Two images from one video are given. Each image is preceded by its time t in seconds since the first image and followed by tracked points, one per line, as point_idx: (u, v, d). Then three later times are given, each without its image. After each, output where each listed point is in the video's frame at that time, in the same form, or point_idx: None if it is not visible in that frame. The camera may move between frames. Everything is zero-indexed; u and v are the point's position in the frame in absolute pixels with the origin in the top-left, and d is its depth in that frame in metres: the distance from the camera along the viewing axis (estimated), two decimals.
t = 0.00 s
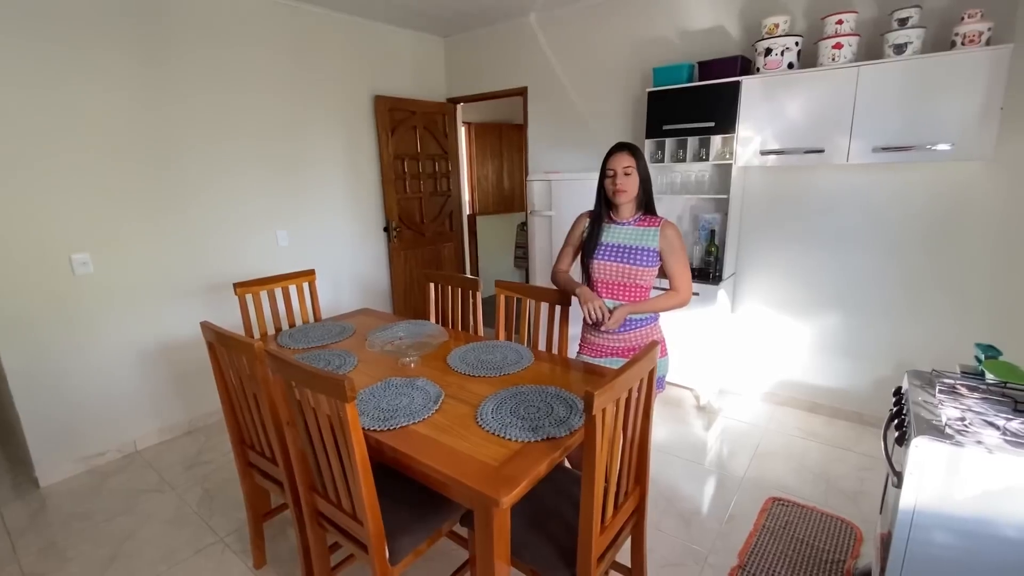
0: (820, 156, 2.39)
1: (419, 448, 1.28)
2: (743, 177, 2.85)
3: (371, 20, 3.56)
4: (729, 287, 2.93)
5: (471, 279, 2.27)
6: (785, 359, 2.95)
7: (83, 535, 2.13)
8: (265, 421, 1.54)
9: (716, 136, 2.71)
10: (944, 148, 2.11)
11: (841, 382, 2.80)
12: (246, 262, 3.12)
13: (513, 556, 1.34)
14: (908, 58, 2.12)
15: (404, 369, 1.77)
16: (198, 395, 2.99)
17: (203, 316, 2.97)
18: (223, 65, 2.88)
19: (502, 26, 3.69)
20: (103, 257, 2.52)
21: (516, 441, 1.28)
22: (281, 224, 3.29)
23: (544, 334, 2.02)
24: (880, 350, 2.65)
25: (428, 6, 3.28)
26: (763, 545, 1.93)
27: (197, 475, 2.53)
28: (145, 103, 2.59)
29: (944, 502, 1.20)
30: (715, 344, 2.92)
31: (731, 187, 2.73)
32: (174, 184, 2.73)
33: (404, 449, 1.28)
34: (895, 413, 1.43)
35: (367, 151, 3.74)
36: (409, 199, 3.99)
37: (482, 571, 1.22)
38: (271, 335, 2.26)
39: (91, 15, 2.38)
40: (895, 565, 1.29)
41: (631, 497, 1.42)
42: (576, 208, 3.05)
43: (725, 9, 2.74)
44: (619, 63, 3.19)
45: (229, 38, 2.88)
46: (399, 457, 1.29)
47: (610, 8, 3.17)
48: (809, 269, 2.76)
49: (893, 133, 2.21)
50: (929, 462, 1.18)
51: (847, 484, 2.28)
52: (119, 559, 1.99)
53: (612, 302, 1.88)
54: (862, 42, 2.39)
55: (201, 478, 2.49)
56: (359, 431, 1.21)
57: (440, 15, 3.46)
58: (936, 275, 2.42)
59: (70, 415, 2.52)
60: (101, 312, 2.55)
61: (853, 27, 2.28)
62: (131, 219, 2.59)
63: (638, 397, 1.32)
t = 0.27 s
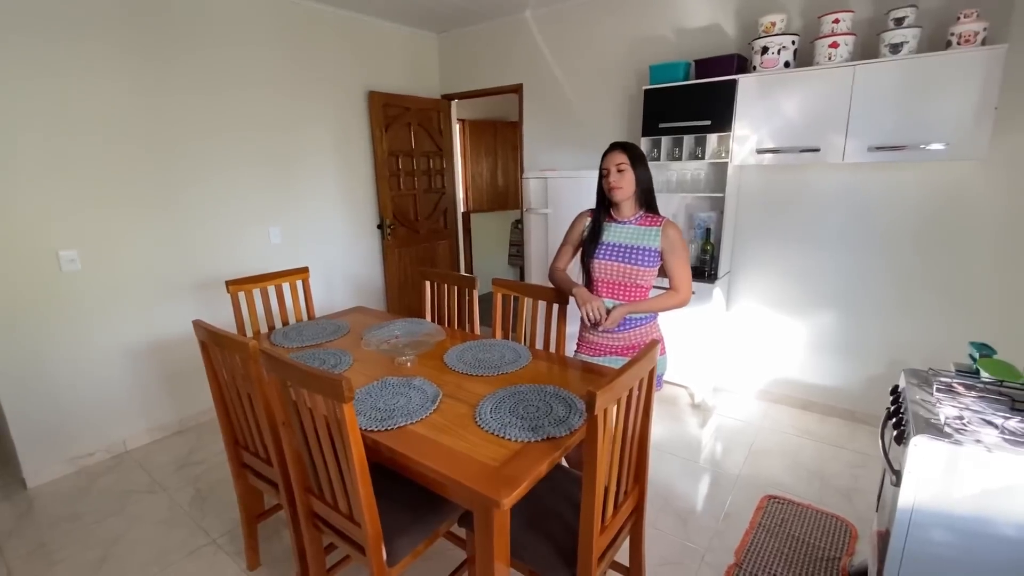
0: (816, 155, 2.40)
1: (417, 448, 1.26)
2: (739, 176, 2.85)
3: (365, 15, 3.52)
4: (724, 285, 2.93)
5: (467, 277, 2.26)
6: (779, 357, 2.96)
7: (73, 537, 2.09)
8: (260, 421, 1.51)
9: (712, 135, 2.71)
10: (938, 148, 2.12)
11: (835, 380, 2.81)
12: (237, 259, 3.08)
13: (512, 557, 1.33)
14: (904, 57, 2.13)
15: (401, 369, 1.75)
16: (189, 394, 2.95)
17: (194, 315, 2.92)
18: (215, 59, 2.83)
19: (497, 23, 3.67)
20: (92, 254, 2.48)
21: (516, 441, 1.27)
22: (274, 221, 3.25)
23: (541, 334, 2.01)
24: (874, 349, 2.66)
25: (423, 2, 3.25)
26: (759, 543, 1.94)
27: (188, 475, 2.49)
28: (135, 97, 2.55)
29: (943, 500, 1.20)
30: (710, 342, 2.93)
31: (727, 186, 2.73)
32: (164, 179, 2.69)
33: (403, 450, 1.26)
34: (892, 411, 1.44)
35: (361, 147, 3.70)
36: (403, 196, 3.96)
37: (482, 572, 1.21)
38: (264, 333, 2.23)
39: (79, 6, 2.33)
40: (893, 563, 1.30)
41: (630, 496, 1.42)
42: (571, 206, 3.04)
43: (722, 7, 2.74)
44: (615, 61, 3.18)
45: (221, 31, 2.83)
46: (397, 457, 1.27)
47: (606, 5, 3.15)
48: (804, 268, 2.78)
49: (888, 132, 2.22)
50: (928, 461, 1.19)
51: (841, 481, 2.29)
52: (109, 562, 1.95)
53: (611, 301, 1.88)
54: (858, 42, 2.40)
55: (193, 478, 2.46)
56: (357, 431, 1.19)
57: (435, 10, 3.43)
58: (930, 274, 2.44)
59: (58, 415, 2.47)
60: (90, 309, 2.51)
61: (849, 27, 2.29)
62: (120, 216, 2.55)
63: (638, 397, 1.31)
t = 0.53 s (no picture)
0: (816, 155, 2.39)
1: (420, 453, 1.24)
2: (738, 176, 2.84)
3: (361, 10, 3.47)
4: (723, 285, 2.92)
5: (467, 277, 2.23)
6: (778, 357, 2.96)
7: (64, 541, 2.04)
8: (257, 424, 1.48)
9: (712, 134, 2.70)
10: (938, 148, 2.13)
11: (833, 380, 2.82)
12: (232, 258, 3.03)
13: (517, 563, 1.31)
14: (906, 58, 2.13)
15: (401, 370, 1.72)
16: (182, 395, 2.90)
17: (188, 314, 2.87)
18: (209, 54, 2.78)
19: (495, 19, 3.63)
20: (82, 252, 2.42)
21: (521, 445, 1.24)
22: (268, 219, 3.20)
23: (542, 335, 1.99)
24: (873, 349, 2.67)
25: None
26: (761, 545, 1.93)
27: (182, 477, 2.45)
28: (126, 92, 2.49)
29: (951, 504, 1.20)
30: (709, 343, 2.92)
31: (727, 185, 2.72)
32: (156, 176, 2.64)
33: (406, 454, 1.23)
34: (898, 414, 1.43)
35: (357, 144, 3.65)
36: (400, 194, 3.92)
37: None
38: (260, 333, 2.19)
39: None
40: (900, 566, 1.29)
41: (635, 500, 1.40)
42: (571, 204, 3.02)
43: (722, 5, 2.72)
44: (614, 59, 3.16)
45: (214, 25, 2.78)
46: (399, 462, 1.24)
47: (605, 3, 3.13)
48: (803, 268, 2.77)
49: (890, 132, 2.22)
50: (938, 465, 1.18)
51: (841, 482, 2.29)
52: (101, 567, 1.91)
53: (616, 302, 1.86)
54: (860, 41, 2.39)
55: (187, 481, 2.42)
56: (359, 437, 1.16)
57: (432, 6, 3.39)
58: (929, 274, 2.44)
59: (48, 417, 2.42)
60: (81, 309, 2.45)
61: (851, 26, 2.28)
62: (111, 213, 2.49)
63: (645, 400, 1.29)
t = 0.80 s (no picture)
0: (823, 157, 2.38)
1: (431, 461, 1.21)
2: (743, 178, 2.83)
3: (361, 8, 3.43)
4: (727, 287, 2.91)
5: (472, 279, 2.21)
6: (781, 359, 2.96)
7: (59, 548, 2.00)
8: (261, 430, 1.45)
9: (717, 136, 2.69)
10: (943, 152, 2.12)
11: (836, 383, 2.81)
12: (230, 258, 2.98)
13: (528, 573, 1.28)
14: (914, 61, 2.12)
15: (407, 375, 1.69)
16: (179, 398, 2.86)
17: (186, 315, 2.83)
18: (208, 51, 2.73)
19: (497, 19, 3.61)
20: (78, 252, 2.38)
21: (534, 453, 1.22)
22: (268, 219, 3.16)
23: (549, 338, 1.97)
24: (877, 352, 2.67)
25: None
26: (770, 551, 1.92)
27: (181, 482, 2.40)
28: (124, 89, 2.45)
29: (971, 513, 1.18)
30: (713, 345, 2.91)
31: (732, 188, 2.71)
32: (154, 175, 2.59)
33: (417, 463, 1.20)
34: (913, 421, 1.42)
35: (357, 144, 3.62)
36: (400, 194, 3.89)
37: None
38: (261, 336, 2.15)
39: None
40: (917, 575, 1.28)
41: (648, 508, 1.38)
42: (574, 206, 3.00)
43: (728, 6, 2.71)
44: (618, 59, 3.14)
45: (214, 23, 2.74)
46: (409, 470, 1.22)
47: (609, 3, 3.11)
48: (807, 271, 2.76)
49: (897, 135, 2.21)
50: (957, 473, 1.17)
51: (847, 486, 2.28)
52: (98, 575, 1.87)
53: (625, 305, 1.84)
54: (867, 44, 2.38)
55: (186, 486, 2.38)
56: (370, 445, 1.13)
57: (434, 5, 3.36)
58: (934, 278, 2.44)
59: (43, 420, 2.37)
60: (77, 310, 2.41)
61: (858, 29, 2.27)
62: (108, 212, 2.45)
63: (660, 407, 1.27)
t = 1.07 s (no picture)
0: (825, 153, 2.39)
1: (441, 453, 1.20)
2: (744, 173, 2.83)
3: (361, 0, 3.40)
4: (727, 283, 2.92)
5: (476, 273, 2.20)
6: (781, 355, 2.97)
7: (58, 543, 1.98)
8: (267, 423, 1.43)
9: (719, 131, 2.68)
10: (945, 148, 2.14)
11: (835, 379, 2.83)
12: (229, 252, 2.95)
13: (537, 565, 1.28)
14: (917, 57, 2.13)
15: (412, 368, 1.69)
16: (178, 392, 2.83)
17: (184, 309, 2.80)
18: (207, 42, 2.70)
19: (498, 12, 3.59)
20: (75, 244, 2.34)
21: (544, 445, 1.22)
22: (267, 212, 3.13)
23: (553, 332, 1.95)
24: (876, 348, 2.68)
25: None
26: (772, 544, 1.93)
27: (180, 477, 2.38)
28: (122, 79, 2.41)
29: (978, 504, 1.19)
30: (713, 340, 2.92)
31: (734, 183, 2.71)
32: (151, 166, 2.56)
33: (426, 455, 1.20)
34: (918, 413, 1.42)
35: (356, 137, 3.59)
36: (399, 189, 3.86)
37: None
38: (263, 329, 2.13)
39: None
40: (922, 566, 1.29)
41: (656, 501, 1.38)
42: (576, 200, 2.99)
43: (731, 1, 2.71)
44: (620, 54, 3.13)
45: (213, 14, 2.71)
46: (419, 463, 1.21)
47: None
48: (808, 266, 2.78)
49: (899, 131, 2.22)
50: (964, 465, 1.18)
51: (847, 480, 2.30)
52: (98, 570, 1.85)
53: (630, 299, 1.84)
54: (870, 40, 2.39)
55: (185, 480, 2.36)
56: (380, 437, 1.12)
57: None
58: (934, 273, 2.46)
59: (40, 415, 2.34)
60: (73, 303, 2.37)
61: (862, 24, 2.27)
62: (105, 204, 2.42)
63: (670, 399, 1.27)
